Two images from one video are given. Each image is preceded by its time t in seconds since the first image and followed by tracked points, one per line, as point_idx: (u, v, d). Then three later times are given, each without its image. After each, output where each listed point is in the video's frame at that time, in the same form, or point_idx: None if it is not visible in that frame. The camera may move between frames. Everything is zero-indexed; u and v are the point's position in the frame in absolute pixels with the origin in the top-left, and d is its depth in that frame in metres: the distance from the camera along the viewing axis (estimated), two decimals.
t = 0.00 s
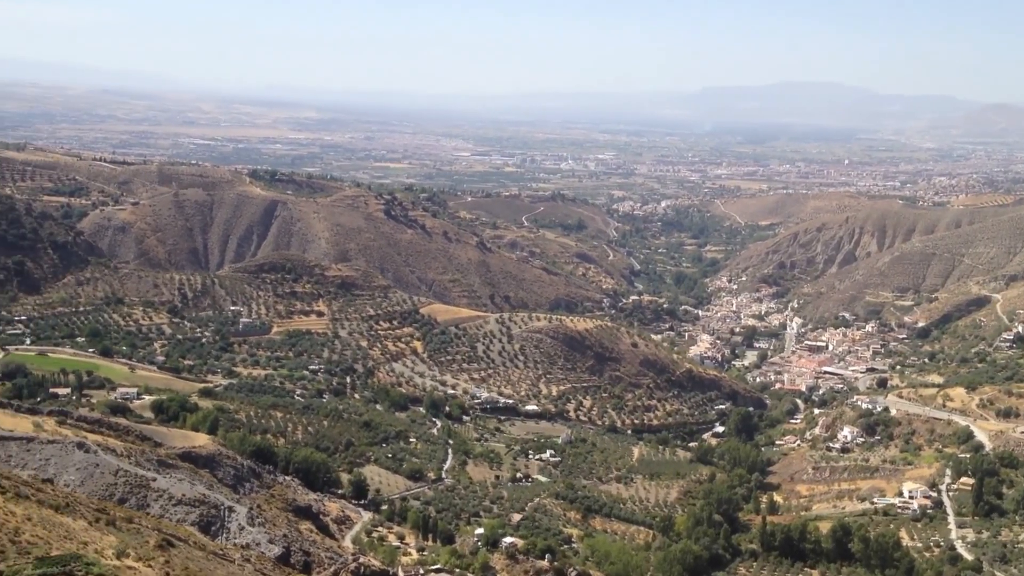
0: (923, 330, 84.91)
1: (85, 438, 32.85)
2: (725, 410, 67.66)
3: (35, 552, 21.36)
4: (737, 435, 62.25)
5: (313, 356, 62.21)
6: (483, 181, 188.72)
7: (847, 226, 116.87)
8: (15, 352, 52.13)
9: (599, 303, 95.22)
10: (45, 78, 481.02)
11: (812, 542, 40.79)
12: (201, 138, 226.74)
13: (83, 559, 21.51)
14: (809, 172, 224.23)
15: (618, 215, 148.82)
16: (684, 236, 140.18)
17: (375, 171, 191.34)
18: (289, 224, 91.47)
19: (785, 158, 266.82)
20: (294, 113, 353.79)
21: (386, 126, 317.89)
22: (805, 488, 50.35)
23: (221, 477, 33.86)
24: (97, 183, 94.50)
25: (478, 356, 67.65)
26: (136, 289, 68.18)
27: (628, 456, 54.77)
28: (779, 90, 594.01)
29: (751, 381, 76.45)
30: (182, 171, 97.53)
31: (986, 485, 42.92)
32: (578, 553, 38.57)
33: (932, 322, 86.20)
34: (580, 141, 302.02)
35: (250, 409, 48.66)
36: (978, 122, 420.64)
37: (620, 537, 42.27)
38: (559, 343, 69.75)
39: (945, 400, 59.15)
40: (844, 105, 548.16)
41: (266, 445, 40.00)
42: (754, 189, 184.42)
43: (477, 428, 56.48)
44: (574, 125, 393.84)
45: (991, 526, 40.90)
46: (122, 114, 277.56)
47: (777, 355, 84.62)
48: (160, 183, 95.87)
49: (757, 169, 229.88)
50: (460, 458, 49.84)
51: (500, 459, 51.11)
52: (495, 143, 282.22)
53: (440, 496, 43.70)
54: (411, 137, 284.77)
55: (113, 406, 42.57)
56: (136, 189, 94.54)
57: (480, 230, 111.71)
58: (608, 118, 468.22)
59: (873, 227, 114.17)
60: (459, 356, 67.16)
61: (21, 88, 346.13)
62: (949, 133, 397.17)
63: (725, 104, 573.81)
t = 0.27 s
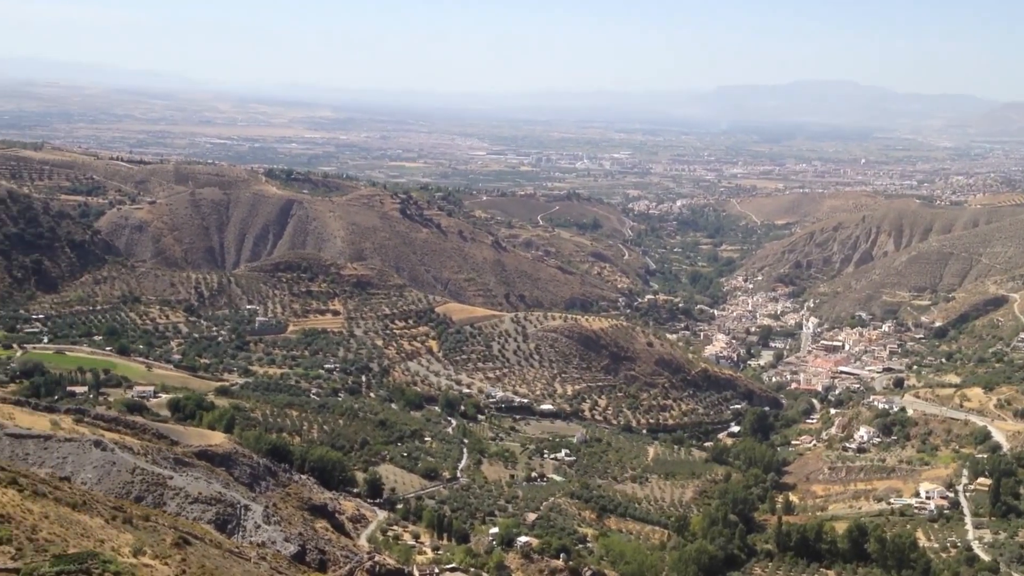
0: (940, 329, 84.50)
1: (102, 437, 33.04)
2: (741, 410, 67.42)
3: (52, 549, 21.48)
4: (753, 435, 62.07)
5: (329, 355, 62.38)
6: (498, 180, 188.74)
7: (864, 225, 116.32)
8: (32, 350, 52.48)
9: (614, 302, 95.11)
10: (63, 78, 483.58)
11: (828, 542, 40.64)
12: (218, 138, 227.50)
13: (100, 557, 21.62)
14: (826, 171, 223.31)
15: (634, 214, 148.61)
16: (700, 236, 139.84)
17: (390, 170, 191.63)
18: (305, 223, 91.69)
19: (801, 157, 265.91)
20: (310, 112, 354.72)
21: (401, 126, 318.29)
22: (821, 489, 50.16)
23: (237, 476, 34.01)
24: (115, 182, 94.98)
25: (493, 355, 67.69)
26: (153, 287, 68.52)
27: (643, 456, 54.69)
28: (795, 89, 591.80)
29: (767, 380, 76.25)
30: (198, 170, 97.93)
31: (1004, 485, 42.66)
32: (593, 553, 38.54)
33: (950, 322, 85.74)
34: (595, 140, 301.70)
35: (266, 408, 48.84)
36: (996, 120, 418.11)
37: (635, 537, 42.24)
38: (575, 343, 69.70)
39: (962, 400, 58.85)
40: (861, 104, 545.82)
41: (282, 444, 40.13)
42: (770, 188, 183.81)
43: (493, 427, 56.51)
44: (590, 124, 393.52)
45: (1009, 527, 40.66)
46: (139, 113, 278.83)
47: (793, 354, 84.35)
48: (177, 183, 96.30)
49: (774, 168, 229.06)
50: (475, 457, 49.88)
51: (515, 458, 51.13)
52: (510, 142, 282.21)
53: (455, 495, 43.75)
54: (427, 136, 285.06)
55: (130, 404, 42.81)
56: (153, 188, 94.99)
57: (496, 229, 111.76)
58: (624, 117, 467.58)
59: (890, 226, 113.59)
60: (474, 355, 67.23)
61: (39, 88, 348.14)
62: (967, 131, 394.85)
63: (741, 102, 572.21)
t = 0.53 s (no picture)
0: (958, 329, 84.06)
1: (120, 435, 33.23)
2: (757, 410, 67.15)
3: (70, 547, 21.61)
4: (769, 435, 61.84)
5: (345, 354, 62.53)
6: (514, 179, 188.70)
7: (881, 224, 115.76)
8: (51, 349, 52.81)
9: (630, 302, 94.98)
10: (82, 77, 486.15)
11: (844, 542, 40.49)
12: (235, 137, 228.26)
13: (117, 555, 21.73)
14: (843, 170, 222.21)
15: (650, 214, 148.38)
16: (716, 235, 139.50)
17: (406, 169, 191.83)
18: (321, 223, 91.92)
19: (818, 157, 264.71)
20: (326, 112, 355.61)
21: (417, 125, 318.55)
22: (838, 489, 49.95)
23: (254, 474, 34.15)
24: (132, 181, 95.45)
25: (508, 354, 67.72)
26: (170, 286, 68.82)
27: (659, 456, 54.59)
28: (812, 87, 589.40)
29: (783, 380, 76.01)
30: (215, 170, 98.37)
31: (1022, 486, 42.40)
32: (608, 552, 38.51)
33: (967, 322, 85.26)
34: (611, 139, 301.29)
35: (282, 407, 48.99)
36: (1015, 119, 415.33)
37: (650, 537, 42.21)
38: (590, 342, 69.59)
39: (979, 400, 58.53)
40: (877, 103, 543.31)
41: (298, 442, 40.25)
42: (786, 187, 183.13)
43: (508, 426, 56.53)
44: (605, 123, 393.05)
45: None
46: (157, 112, 279.95)
47: (810, 354, 84.05)
48: (194, 182, 96.71)
49: (790, 168, 228.16)
50: (490, 456, 49.90)
51: (531, 457, 51.14)
52: (526, 141, 282.09)
53: (470, 494, 43.80)
54: (442, 135, 285.37)
55: (146, 403, 43.01)
56: (170, 187, 95.41)
57: (512, 229, 111.78)
58: (640, 116, 466.92)
59: (907, 225, 112.95)
60: (490, 354, 67.26)
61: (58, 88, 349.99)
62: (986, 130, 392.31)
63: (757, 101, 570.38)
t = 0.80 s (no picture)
0: (976, 329, 83.61)
1: (138, 433, 33.45)
2: (773, 410, 66.93)
3: (88, 545, 21.74)
4: (786, 435, 61.64)
5: (361, 353, 62.68)
6: (530, 178, 188.63)
7: (898, 224, 115.14)
8: (69, 348, 53.14)
9: (646, 301, 94.82)
10: (101, 78, 488.64)
11: (861, 542, 40.33)
12: (252, 137, 228.94)
13: (135, 553, 21.87)
14: (860, 169, 221.18)
15: (666, 213, 148.07)
16: (733, 234, 139.14)
17: (423, 168, 192.05)
18: (338, 221, 92.16)
19: (836, 156, 263.56)
20: (343, 111, 356.32)
21: (434, 124, 318.79)
22: (855, 489, 49.76)
23: (270, 473, 34.33)
24: (150, 180, 95.93)
25: (524, 354, 67.74)
26: (187, 285, 69.15)
27: (675, 455, 54.51)
28: (830, 86, 586.84)
29: (800, 379, 75.74)
30: (232, 169, 98.82)
31: None
32: (624, 552, 38.49)
33: (986, 321, 84.77)
34: (628, 139, 300.80)
35: (299, 405, 49.16)
36: None
37: (666, 536, 42.16)
38: (606, 341, 69.53)
39: (998, 401, 58.19)
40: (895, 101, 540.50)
41: (314, 441, 40.37)
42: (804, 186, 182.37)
43: (524, 425, 56.56)
44: (622, 122, 392.48)
45: None
46: (174, 112, 281.10)
47: (827, 353, 83.73)
48: (211, 181, 97.16)
49: (807, 167, 227.26)
50: (506, 455, 49.92)
51: (546, 456, 51.14)
52: (542, 140, 281.91)
53: (486, 493, 43.83)
54: (459, 135, 285.53)
55: (164, 401, 43.23)
56: (188, 186, 95.86)
57: (528, 228, 111.79)
58: (656, 116, 465.80)
59: (925, 224, 112.21)
60: (506, 353, 67.31)
61: (76, 87, 351.84)
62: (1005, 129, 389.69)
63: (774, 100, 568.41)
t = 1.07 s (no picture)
0: (995, 329, 83.10)
1: (156, 432, 33.65)
2: (791, 410, 66.68)
3: (106, 543, 21.85)
4: (803, 435, 61.40)
5: (378, 352, 62.84)
6: (547, 178, 188.52)
7: (917, 223, 114.44)
8: (88, 346, 53.50)
9: (663, 301, 94.64)
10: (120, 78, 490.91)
11: (879, 543, 40.16)
12: (270, 137, 229.67)
13: (152, 551, 21.99)
14: (879, 169, 220.06)
15: (683, 212, 147.76)
16: (750, 234, 138.74)
17: (439, 168, 192.23)
18: (355, 221, 92.37)
19: (854, 155, 262.33)
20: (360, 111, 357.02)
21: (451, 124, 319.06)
22: (872, 489, 49.54)
23: (287, 472, 34.48)
24: (169, 180, 96.42)
25: (541, 353, 67.75)
26: (205, 284, 69.49)
27: (692, 455, 54.41)
28: (848, 85, 584.08)
29: (818, 379, 75.45)
30: (250, 169, 99.24)
31: None
32: (641, 552, 38.46)
33: (1005, 321, 84.26)
34: (645, 138, 300.27)
35: (316, 404, 49.35)
36: None
37: (683, 536, 42.10)
38: (623, 341, 69.45)
39: (1017, 401, 57.82)
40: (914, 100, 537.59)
41: (331, 440, 40.52)
42: (822, 186, 181.59)
43: (540, 425, 56.57)
44: (639, 121, 391.81)
45: None
46: (192, 112, 282.26)
47: (844, 353, 83.40)
48: (229, 181, 97.57)
49: (825, 166, 226.27)
50: (522, 454, 49.94)
51: (563, 456, 51.13)
52: (559, 140, 281.72)
53: (502, 492, 43.87)
54: (476, 134, 285.65)
55: (182, 400, 43.45)
56: (206, 186, 96.28)
57: (544, 227, 111.76)
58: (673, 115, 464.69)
59: (944, 224, 111.35)
60: (522, 352, 67.34)
61: (96, 88, 353.67)
62: None
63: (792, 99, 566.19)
